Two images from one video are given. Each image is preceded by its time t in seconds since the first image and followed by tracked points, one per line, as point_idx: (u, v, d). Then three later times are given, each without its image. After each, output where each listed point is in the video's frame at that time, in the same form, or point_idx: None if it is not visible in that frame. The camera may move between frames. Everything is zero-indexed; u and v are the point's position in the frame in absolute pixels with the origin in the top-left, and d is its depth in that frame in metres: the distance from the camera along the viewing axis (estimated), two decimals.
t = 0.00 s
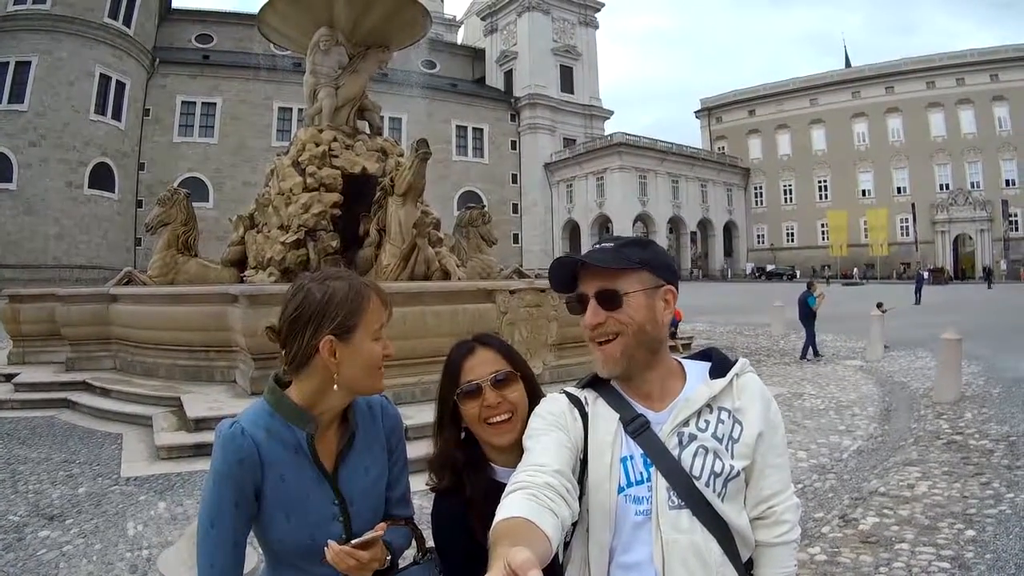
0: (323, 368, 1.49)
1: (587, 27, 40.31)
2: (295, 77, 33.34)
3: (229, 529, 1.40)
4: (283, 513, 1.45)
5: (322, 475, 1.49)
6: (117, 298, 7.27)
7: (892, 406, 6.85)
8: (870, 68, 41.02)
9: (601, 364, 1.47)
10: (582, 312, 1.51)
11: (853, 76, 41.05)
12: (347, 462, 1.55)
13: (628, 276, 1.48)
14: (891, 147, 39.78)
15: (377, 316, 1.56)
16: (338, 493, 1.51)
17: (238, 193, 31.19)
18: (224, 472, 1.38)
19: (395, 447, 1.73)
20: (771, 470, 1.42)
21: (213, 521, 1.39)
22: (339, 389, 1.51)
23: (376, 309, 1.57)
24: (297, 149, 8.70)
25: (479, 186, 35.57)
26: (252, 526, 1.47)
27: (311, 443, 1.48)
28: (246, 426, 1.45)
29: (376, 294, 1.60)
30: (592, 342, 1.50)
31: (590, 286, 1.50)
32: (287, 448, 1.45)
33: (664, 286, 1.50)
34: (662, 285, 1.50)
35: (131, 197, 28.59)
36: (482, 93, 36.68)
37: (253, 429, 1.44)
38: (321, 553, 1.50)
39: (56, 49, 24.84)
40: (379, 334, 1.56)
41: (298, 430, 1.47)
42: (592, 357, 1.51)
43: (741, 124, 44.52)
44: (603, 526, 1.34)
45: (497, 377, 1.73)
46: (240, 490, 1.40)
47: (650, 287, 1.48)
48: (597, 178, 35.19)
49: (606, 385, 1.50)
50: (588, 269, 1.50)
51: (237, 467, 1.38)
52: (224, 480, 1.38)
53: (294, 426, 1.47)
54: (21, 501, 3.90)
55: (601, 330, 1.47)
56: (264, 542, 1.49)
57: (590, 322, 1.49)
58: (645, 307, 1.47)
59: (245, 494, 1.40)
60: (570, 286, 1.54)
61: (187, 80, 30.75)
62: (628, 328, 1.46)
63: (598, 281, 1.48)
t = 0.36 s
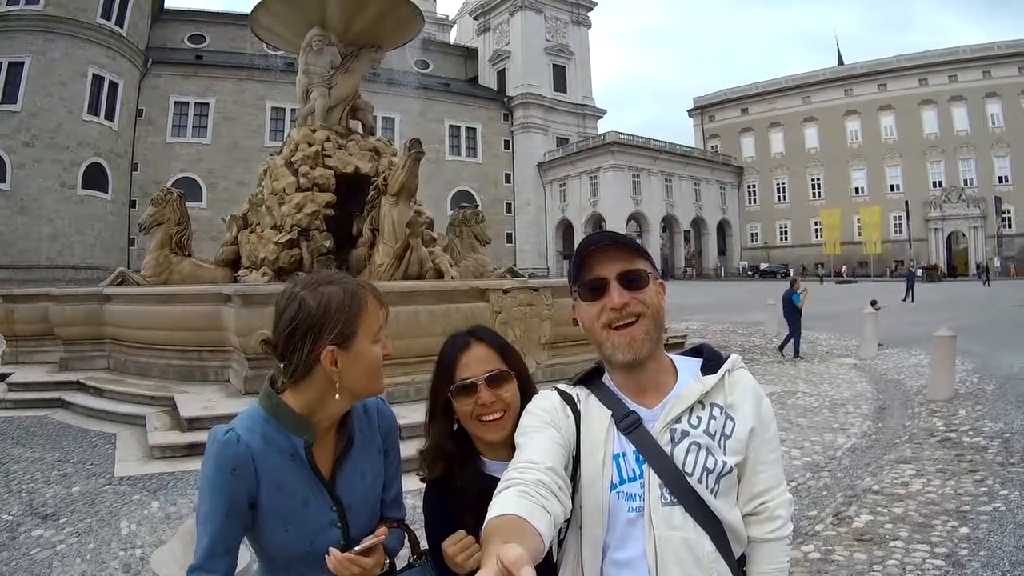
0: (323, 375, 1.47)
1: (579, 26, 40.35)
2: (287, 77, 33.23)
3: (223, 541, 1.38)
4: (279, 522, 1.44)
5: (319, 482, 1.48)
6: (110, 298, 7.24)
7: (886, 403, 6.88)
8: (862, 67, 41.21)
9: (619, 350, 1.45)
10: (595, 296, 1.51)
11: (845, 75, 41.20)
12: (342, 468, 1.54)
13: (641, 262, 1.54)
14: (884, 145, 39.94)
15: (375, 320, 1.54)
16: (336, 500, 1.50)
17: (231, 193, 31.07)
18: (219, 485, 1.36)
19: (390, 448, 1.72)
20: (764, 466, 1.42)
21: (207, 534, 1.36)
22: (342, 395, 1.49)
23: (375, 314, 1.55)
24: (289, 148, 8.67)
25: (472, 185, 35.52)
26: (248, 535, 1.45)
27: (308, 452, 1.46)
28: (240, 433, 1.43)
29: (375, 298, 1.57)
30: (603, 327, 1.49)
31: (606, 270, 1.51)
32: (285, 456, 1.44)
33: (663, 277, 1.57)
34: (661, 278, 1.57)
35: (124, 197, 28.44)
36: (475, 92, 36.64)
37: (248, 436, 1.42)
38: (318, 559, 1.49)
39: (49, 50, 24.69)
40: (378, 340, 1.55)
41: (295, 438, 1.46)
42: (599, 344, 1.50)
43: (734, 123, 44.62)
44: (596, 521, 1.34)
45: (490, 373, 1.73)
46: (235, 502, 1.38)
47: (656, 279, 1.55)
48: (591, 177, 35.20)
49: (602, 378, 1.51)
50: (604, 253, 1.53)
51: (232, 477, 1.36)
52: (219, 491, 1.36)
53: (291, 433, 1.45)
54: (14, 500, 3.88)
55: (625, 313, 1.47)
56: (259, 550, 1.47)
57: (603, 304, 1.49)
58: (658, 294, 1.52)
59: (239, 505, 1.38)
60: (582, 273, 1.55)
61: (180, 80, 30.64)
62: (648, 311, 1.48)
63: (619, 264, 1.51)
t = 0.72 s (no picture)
0: (319, 375, 1.47)
1: (576, 26, 40.35)
2: (284, 77, 33.20)
3: (223, 546, 1.37)
4: (279, 527, 1.43)
5: (319, 485, 1.47)
6: (108, 298, 7.23)
7: (884, 402, 6.89)
8: (859, 66, 41.26)
9: (611, 346, 1.46)
10: (587, 294, 1.51)
11: (843, 73, 41.24)
12: (342, 473, 1.54)
13: (634, 261, 1.54)
14: (882, 143, 40.00)
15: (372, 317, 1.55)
16: (336, 505, 1.49)
17: (228, 193, 31.08)
18: (219, 492, 1.34)
19: (390, 450, 1.71)
20: (757, 464, 1.42)
21: (206, 540, 1.35)
22: (340, 396, 1.49)
23: (372, 314, 1.56)
24: (287, 149, 8.66)
25: (469, 184, 35.51)
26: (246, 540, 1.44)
27: (309, 456, 1.46)
28: (239, 439, 1.41)
29: (370, 299, 1.58)
30: (598, 325, 1.49)
31: (599, 268, 1.52)
32: (284, 460, 1.43)
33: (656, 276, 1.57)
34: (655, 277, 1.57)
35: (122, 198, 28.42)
36: (472, 91, 36.65)
37: (248, 441, 1.41)
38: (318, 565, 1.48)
39: (46, 51, 24.65)
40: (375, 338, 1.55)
41: (296, 443, 1.45)
42: (592, 342, 1.50)
43: (732, 122, 44.67)
44: (589, 521, 1.34)
45: (477, 377, 1.74)
46: (235, 507, 1.37)
47: (651, 279, 1.54)
48: (588, 177, 35.22)
49: (593, 378, 1.51)
50: (599, 252, 1.53)
51: (232, 482, 1.35)
52: (220, 496, 1.34)
53: (292, 437, 1.45)
54: (12, 501, 3.87)
55: (617, 310, 1.48)
56: (258, 556, 1.46)
57: (596, 302, 1.50)
58: (651, 293, 1.51)
59: (240, 509, 1.38)
60: (575, 271, 1.54)
61: (178, 80, 30.64)
62: (640, 310, 1.49)
63: (612, 261, 1.51)
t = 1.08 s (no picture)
0: (308, 371, 1.48)
1: (575, 25, 40.32)
2: (283, 76, 33.16)
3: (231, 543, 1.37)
4: (286, 526, 1.42)
5: (327, 487, 1.46)
6: (107, 297, 7.21)
7: (882, 402, 6.90)
8: (858, 66, 41.30)
9: (613, 347, 1.46)
10: (588, 294, 1.52)
11: (842, 73, 41.24)
12: (351, 476, 1.52)
13: (635, 262, 1.54)
14: (881, 143, 40.05)
15: (360, 317, 1.50)
16: (344, 507, 1.48)
17: (227, 192, 31.09)
18: (226, 489, 1.34)
19: (399, 456, 1.68)
20: (758, 464, 1.43)
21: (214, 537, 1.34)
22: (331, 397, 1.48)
23: (358, 316, 1.51)
24: (286, 148, 8.64)
25: (468, 184, 35.50)
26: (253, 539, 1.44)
27: (318, 457, 1.45)
28: (250, 439, 1.41)
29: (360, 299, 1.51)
30: (601, 325, 1.49)
31: (600, 267, 1.52)
32: (293, 459, 1.42)
33: (657, 277, 1.57)
34: (654, 277, 1.57)
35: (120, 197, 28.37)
36: (471, 91, 36.63)
37: (258, 443, 1.41)
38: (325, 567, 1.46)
39: (44, 50, 24.57)
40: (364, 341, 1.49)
41: (306, 444, 1.45)
42: (593, 342, 1.51)
43: (731, 121, 44.69)
44: (590, 521, 1.34)
45: (462, 398, 1.73)
46: (244, 504, 1.37)
47: (652, 280, 1.55)
48: (587, 177, 35.24)
49: (595, 378, 1.51)
50: (602, 251, 1.53)
51: (240, 480, 1.35)
52: (229, 493, 1.34)
53: (301, 436, 1.45)
54: (11, 500, 3.86)
55: (617, 310, 1.48)
56: (264, 554, 1.46)
57: (597, 302, 1.50)
58: (651, 294, 1.52)
59: (249, 507, 1.38)
60: (576, 271, 1.55)
61: (177, 79, 30.60)
62: (640, 311, 1.48)
63: (613, 261, 1.51)
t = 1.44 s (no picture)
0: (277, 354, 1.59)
1: (572, 26, 40.33)
2: (280, 76, 33.10)
3: (224, 523, 1.42)
4: (276, 510, 1.45)
5: (318, 474, 1.47)
6: (104, 298, 7.20)
7: (879, 402, 6.91)
8: (856, 67, 41.39)
9: (609, 345, 1.47)
10: (590, 291, 1.52)
11: (839, 74, 41.30)
12: (343, 465, 1.52)
13: (637, 261, 1.54)
14: (878, 143, 40.14)
15: (299, 307, 1.51)
16: (336, 496, 1.48)
17: (223, 193, 31.05)
18: (218, 469, 1.40)
19: (397, 452, 1.65)
20: (757, 464, 1.43)
21: (208, 516, 1.40)
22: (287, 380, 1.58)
23: (304, 303, 1.52)
24: (283, 148, 8.63)
25: (465, 184, 35.49)
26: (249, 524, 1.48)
27: (307, 442, 1.47)
28: (242, 425, 1.47)
29: (316, 285, 1.52)
30: (600, 325, 1.50)
31: (602, 264, 1.52)
32: (283, 443, 1.46)
33: (656, 278, 1.57)
34: (654, 277, 1.58)
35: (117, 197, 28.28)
36: (468, 91, 36.63)
37: (249, 428, 1.46)
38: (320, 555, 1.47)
39: (42, 50, 24.47)
40: (306, 328, 1.51)
41: (295, 428, 1.48)
42: (592, 340, 1.52)
43: (729, 122, 44.75)
44: (588, 518, 1.35)
45: (461, 384, 1.73)
46: (237, 485, 1.42)
47: (653, 279, 1.55)
48: (584, 178, 35.26)
49: (593, 377, 1.52)
50: (602, 248, 1.53)
51: (230, 461, 1.40)
52: (218, 474, 1.40)
53: (289, 422, 1.48)
54: (9, 500, 3.85)
55: (618, 309, 1.48)
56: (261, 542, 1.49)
57: (598, 300, 1.50)
58: (652, 293, 1.52)
59: (241, 488, 1.43)
60: (578, 268, 1.55)
61: (174, 80, 30.56)
62: (640, 310, 1.49)
63: (613, 259, 1.51)
